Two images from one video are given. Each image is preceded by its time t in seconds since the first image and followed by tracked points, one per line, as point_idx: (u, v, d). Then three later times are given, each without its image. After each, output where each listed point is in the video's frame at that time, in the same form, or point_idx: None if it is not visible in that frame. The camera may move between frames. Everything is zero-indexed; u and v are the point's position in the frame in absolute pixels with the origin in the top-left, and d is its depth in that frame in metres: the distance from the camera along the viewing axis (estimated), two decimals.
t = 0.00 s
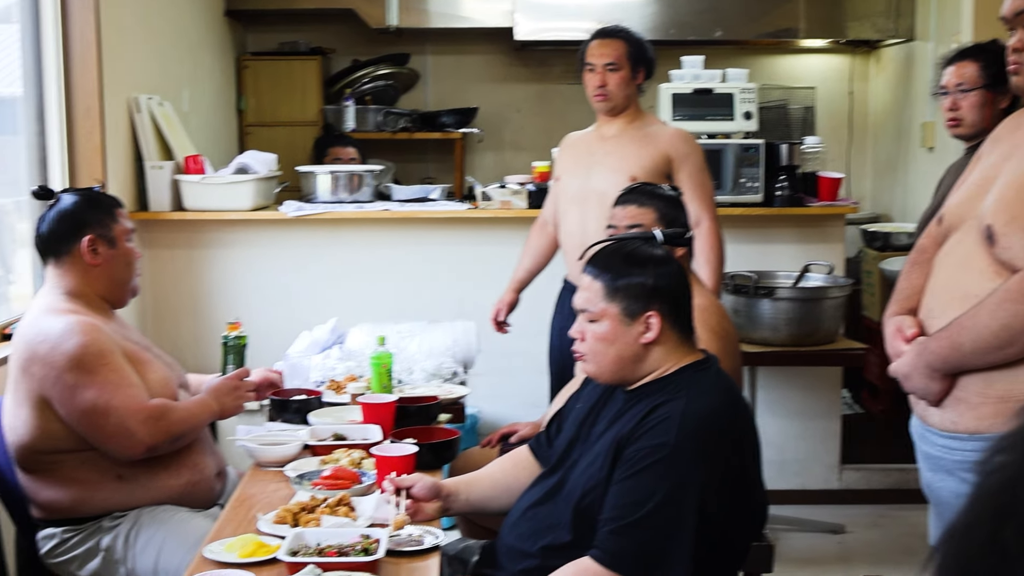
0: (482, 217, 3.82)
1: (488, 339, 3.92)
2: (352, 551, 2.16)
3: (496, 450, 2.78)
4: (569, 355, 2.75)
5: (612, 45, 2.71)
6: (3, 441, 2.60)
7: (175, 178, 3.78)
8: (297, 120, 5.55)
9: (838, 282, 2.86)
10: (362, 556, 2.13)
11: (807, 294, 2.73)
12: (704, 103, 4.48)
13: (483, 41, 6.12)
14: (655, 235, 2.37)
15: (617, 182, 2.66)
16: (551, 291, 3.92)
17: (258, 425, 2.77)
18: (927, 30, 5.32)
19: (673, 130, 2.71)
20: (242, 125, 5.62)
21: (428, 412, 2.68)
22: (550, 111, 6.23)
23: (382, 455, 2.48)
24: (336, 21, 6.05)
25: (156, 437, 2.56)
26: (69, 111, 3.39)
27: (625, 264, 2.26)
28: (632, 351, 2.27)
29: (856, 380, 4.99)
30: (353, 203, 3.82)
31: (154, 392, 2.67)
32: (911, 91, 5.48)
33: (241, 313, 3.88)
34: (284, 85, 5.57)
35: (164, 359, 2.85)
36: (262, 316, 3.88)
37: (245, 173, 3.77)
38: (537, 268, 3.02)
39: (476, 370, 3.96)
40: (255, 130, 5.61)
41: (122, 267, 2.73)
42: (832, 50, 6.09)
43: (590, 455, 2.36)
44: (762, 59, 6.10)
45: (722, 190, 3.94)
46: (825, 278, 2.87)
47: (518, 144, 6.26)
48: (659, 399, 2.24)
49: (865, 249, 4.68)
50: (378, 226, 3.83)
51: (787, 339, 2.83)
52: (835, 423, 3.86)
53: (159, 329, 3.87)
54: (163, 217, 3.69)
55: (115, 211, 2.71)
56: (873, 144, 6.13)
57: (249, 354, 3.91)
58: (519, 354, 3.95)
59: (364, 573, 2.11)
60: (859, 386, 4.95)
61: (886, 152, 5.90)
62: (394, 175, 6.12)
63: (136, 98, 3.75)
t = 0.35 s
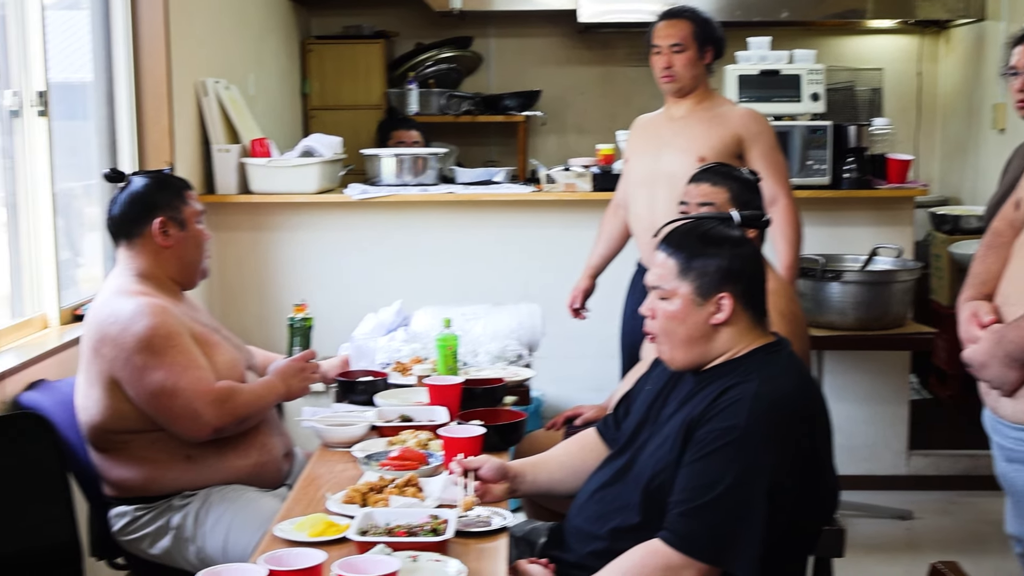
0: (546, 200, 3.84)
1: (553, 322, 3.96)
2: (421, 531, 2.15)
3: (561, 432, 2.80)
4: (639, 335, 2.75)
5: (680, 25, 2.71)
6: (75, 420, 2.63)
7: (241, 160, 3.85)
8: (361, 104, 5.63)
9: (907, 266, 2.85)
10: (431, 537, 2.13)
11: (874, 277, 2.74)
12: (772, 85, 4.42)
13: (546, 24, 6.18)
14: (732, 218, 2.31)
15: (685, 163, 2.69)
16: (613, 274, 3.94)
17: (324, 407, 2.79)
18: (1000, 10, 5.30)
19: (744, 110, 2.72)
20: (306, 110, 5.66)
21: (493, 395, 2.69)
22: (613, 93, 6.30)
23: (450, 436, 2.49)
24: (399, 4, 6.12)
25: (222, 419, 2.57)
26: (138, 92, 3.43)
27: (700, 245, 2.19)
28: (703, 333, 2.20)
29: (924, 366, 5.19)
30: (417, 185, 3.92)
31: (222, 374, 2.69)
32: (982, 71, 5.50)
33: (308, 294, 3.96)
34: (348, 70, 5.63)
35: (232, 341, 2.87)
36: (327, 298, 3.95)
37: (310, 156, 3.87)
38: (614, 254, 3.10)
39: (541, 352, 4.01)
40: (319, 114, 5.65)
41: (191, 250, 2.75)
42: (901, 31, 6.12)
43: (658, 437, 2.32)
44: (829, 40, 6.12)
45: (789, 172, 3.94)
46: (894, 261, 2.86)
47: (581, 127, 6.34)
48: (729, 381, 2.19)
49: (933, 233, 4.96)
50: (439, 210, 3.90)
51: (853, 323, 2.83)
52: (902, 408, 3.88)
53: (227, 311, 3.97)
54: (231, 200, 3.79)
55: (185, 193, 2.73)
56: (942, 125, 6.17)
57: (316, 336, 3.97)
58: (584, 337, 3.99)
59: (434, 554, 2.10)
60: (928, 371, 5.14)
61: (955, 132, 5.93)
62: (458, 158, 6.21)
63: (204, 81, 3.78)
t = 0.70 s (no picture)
0: (611, 182, 3.86)
1: (618, 304, 3.97)
2: (488, 510, 2.14)
3: (625, 415, 2.81)
4: (706, 318, 2.76)
5: (761, 7, 2.74)
6: (145, 395, 2.66)
7: (308, 141, 3.90)
8: (425, 86, 5.67)
9: (977, 252, 2.97)
10: (499, 515, 2.13)
11: (942, 263, 2.87)
12: (841, 68, 4.44)
13: (612, 7, 6.25)
14: (797, 200, 2.18)
15: (756, 147, 2.71)
16: (677, 257, 3.93)
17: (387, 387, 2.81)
18: None
19: (821, 97, 2.73)
20: (371, 91, 5.71)
21: (559, 375, 2.70)
22: (677, 76, 6.37)
23: (515, 417, 2.50)
24: None
25: (289, 395, 2.59)
26: (207, 72, 3.46)
27: (765, 229, 2.08)
28: (769, 319, 2.10)
29: (992, 353, 5.18)
30: (481, 167, 3.97)
31: (290, 351, 2.71)
32: None
33: (373, 274, 4.01)
34: (412, 51, 5.65)
35: (299, 319, 2.90)
36: (392, 279, 4.01)
37: (376, 137, 3.90)
38: (673, 227, 3.14)
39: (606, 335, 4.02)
40: (383, 95, 5.70)
41: (259, 227, 2.77)
42: (972, 13, 6.11)
43: (728, 419, 2.28)
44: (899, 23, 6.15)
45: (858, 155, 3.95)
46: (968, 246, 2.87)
47: (645, 110, 6.40)
48: (800, 365, 2.09)
49: (1004, 217, 4.96)
50: (503, 191, 3.91)
51: (923, 308, 2.96)
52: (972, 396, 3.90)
53: (293, 291, 4.04)
54: (296, 179, 3.85)
55: (252, 171, 2.75)
56: (1013, 109, 6.15)
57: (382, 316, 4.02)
58: (649, 319, 4.00)
59: (500, 533, 2.10)
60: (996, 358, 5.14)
61: None
62: (521, 140, 6.29)
63: (271, 63, 3.83)
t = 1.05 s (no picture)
0: (674, 156, 3.88)
1: (679, 280, 4.02)
2: (552, 483, 2.10)
3: (686, 391, 2.81)
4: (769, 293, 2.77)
5: None
6: (209, 365, 2.69)
7: (370, 114, 3.97)
8: (486, 60, 5.81)
9: None
10: (562, 489, 2.08)
11: (1011, 240, 3.01)
12: (909, 42, 4.46)
13: None
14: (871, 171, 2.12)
15: (825, 120, 2.76)
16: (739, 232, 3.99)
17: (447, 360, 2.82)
18: None
19: (886, 61, 2.76)
20: (432, 64, 5.82)
21: (620, 350, 2.70)
22: (739, 52, 6.54)
23: (580, 390, 2.48)
24: None
25: (355, 364, 2.61)
26: (271, 44, 3.48)
27: (839, 199, 2.01)
28: (842, 293, 2.01)
29: None
30: (543, 140, 4.02)
31: (353, 322, 2.72)
32: None
33: (436, 248, 4.11)
34: (472, 25, 5.79)
35: (361, 289, 2.91)
36: (454, 253, 4.10)
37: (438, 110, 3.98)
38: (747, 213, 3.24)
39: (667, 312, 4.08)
40: (444, 69, 5.83)
41: (320, 198, 2.78)
42: None
43: (797, 396, 2.20)
44: None
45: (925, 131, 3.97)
46: None
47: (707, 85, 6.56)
48: (872, 341, 1.99)
49: None
50: (570, 164, 3.98)
51: (991, 285, 3.11)
52: None
53: (353, 261, 4.15)
54: (359, 152, 3.92)
55: (311, 142, 2.75)
56: None
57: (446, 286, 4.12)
58: (709, 296, 4.05)
59: (565, 506, 2.05)
60: None
61: None
62: (583, 114, 6.47)
63: (334, 36, 3.90)
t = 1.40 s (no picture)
0: (747, 147, 3.87)
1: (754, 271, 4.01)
2: (628, 474, 2.07)
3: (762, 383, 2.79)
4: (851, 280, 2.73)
5: None
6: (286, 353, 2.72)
7: (443, 105, 4.01)
8: (560, 51, 5.90)
9: None
10: (638, 480, 2.05)
11: None
12: (992, 30, 4.50)
13: None
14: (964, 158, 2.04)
15: (905, 109, 2.74)
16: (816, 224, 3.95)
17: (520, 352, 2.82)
18: None
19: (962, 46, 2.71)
20: (504, 56, 5.95)
21: (695, 342, 2.69)
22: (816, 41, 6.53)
23: (656, 381, 2.47)
24: None
25: (428, 353, 2.61)
26: (346, 34, 3.50)
27: (957, 176, 1.91)
28: (953, 275, 1.92)
29: None
30: (616, 131, 4.02)
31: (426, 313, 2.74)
32: None
33: (506, 238, 4.14)
34: (544, 14, 5.88)
35: (436, 282, 2.93)
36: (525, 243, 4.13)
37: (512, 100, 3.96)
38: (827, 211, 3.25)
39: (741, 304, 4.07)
40: (516, 60, 5.95)
41: (396, 193, 2.80)
42: None
43: (878, 389, 2.12)
44: None
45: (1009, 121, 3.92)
46: None
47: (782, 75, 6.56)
48: (957, 334, 1.91)
49: None
50: (642, 155, 3.97)
51: None
52: None
53: (426, 251, 4.20)
54: (432, 142, 3.97)
55: (393, 136, 2.76)
56: None
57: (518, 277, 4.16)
58: (782, 288, 4.03)
59: (641, 497, 2.03)
60: None
61: None
62: (656, 105, 6.51)
63: (408, 27, 3.96)
